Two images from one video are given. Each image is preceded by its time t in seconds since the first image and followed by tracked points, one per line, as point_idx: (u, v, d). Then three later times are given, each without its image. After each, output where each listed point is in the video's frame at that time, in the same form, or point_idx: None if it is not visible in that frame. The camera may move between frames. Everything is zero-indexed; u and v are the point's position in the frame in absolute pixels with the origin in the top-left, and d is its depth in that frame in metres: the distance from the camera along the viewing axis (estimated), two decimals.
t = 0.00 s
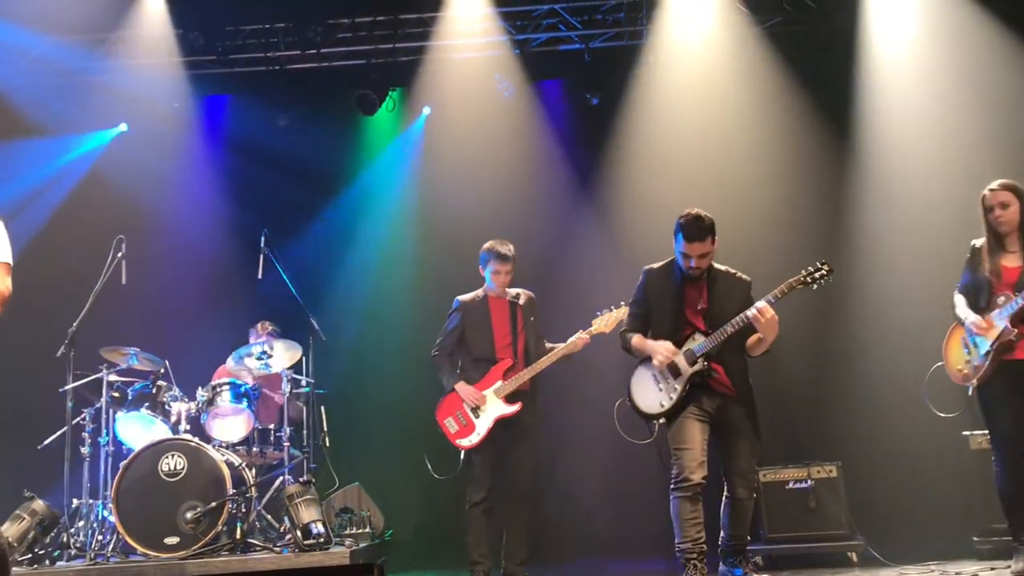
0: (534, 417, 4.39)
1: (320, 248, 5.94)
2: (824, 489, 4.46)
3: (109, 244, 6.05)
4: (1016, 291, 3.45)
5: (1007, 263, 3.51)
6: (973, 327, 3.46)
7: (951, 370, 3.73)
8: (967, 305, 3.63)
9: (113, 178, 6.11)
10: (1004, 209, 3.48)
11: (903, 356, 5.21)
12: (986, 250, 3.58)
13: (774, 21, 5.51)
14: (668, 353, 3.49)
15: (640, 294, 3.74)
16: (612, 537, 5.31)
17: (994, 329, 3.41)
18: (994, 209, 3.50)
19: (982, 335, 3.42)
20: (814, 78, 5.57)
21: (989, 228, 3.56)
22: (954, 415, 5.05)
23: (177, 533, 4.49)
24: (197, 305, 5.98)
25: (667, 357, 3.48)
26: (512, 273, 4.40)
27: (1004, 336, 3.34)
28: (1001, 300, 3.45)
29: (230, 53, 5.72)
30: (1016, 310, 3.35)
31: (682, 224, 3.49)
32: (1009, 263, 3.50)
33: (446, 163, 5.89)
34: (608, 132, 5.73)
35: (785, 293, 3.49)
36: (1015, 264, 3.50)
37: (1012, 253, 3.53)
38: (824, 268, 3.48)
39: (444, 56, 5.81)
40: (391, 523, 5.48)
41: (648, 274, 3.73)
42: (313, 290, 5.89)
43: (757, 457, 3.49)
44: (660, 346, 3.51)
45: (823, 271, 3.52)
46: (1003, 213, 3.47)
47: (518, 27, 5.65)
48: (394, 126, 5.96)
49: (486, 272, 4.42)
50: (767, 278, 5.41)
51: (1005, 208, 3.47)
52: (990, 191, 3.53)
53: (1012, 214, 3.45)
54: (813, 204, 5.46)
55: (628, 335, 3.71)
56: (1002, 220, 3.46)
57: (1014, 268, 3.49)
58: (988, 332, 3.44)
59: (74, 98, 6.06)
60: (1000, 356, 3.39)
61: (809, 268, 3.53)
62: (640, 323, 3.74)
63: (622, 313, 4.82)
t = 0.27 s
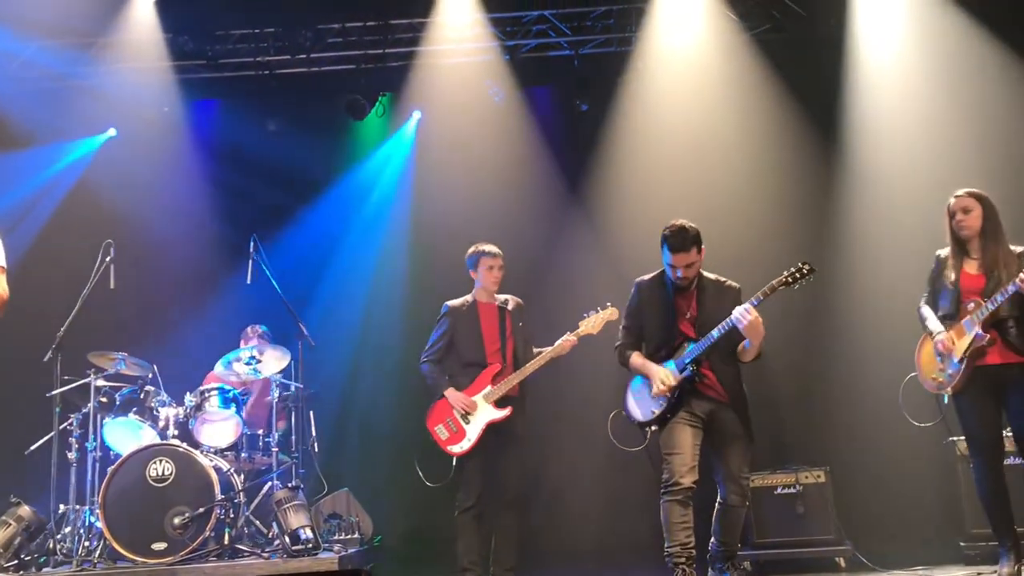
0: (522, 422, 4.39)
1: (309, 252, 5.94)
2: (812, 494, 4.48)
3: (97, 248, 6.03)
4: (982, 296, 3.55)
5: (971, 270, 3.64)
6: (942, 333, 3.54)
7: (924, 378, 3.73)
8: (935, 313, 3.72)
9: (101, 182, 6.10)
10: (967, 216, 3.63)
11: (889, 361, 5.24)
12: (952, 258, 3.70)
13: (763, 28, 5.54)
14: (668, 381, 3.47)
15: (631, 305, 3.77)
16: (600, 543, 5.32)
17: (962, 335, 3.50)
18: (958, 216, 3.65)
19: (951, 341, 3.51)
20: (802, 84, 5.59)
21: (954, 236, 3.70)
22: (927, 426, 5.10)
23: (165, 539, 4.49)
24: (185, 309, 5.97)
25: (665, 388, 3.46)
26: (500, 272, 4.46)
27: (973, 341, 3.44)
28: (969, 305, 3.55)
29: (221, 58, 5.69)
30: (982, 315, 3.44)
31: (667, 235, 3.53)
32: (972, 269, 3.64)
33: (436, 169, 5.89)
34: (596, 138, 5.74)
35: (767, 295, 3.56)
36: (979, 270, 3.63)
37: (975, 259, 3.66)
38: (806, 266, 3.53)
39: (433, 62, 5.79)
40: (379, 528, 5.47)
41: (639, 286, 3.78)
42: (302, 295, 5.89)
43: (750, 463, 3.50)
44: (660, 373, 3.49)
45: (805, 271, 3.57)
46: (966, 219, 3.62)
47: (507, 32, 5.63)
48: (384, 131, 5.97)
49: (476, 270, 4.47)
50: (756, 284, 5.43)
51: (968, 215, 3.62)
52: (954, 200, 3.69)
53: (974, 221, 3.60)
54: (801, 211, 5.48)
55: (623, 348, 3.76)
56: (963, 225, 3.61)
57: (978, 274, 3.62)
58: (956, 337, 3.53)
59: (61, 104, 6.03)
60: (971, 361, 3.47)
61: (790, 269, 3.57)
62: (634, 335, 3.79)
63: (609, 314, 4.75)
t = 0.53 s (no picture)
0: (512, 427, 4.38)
1: (299, 257, 5.93)
2: (801, 499, 4.49)
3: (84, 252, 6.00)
4: (963, 301, 3.55)
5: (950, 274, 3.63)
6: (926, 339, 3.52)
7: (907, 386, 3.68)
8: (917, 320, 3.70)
9: (90, 186, 6.07)
10: (941, 222, 3.63)
11: (878, 366, 5.26)
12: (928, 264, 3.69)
13: (752, 34, 5.56)
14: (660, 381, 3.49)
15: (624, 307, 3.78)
16: (590, 547, 5.32)
17: (946, 341, 3.50)
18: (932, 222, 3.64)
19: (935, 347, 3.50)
20: (791, 91, 5.61)
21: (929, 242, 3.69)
22: (913, 432, 5.10)
23: (153, 545, 4.47)
24: (174, 313, 5.94)
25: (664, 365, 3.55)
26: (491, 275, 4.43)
27: (959, 347, 3.43)
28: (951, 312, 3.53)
29: (209, 62, 5.68)
30: (965, 321, 3.46)
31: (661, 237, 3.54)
32: (949, 275, 3.63)
33: (426, 174, 5.88)
34: (586, 142, 5.75)
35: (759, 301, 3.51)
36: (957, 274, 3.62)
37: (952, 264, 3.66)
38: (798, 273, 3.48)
39: (423, 66, 5.80)
40: (368, 534, 5.45)
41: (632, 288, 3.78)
42: (292, 300, 5.88)
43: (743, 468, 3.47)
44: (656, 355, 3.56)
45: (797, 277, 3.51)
46: (941, 224, 3.62)
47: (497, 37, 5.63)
48: (374, 135, 5.97)
49: (466, 275, 4.45)
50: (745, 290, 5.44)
51: (942, 220, 3.62)
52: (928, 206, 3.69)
53: (949, 226, 3.60)
54: (790, 216, 5.50)
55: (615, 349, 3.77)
56: (941, 229, 3.61)
57: (956, 279, 3.61)
58: (939, 343, 3.53)
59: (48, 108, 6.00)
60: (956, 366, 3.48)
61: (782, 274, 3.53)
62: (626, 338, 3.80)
63: (599, 315, 4.71)
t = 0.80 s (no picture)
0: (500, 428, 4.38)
1: (287, 258, 5.91)
2: (789, 501, 4.50)
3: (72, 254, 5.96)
4: (951, 302, 3.57)
5: (938, 275, 3.65)
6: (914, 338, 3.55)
7: (892, 385, 3.72)
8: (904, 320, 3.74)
9: (77, 187, 6.04)
10: (930, 222, 3.64)
11: (865, 367, 5.28)
12: (917, 264, 3.72)
13: (742, 36, 5.55)
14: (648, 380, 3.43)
15: (607, 305, 3.74)
16: (578, 549, 5.32)
17: (933, 341, 3.54)
18: (921, 222, 3.66)
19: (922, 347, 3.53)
20: (779, 93, 5.63)
21: (919, 242, 3.71)
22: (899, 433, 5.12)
23: (140, 548, 4.45)
24: (161, 315, 5.92)
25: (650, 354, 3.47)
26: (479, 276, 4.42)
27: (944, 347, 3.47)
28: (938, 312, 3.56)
29: (198, 63, 5.65)
30: (952, 321, 3.50)
31: (649, 232, 3.49)
32: (938, 275, 3.65)
33: (415, 177, 5.88)
34: (576, 144, 5.75)
35: (746, 304, 3.50)
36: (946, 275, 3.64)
37: (941, 264, 3.67)
38: (787, 276, 3.47)
39: (413, 67, 5.79)
40: (356, 536, 5.44)
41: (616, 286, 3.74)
42: (280, 302, 5.86)
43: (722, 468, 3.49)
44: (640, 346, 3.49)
45: (785, 280, 3.51)
46: (929, 225, 3.63)
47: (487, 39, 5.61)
48: (364, 137, 5.96)
49: (455, 273, 4.44)
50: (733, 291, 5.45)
51: (931, 221, 3.63)
52: (918, 207, 3.70)
53: (938, 226, 3.61)
54: (779, 218, 5.52)
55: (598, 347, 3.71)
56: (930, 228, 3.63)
57: (944, 279, 3.63)
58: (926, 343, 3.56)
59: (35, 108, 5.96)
60: (942, 366, 3.52)
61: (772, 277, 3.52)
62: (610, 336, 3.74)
63: (587, 313, 4.67)
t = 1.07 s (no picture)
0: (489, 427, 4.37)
1: (275, 257, 5.89)
2: (777, 500, 4.50)
3: (58, 253, 5.93)
4: (948, 297, 3.45)
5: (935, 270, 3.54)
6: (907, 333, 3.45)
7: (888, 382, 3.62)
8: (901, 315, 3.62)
9: (63, 186, 5.99)
10: (929, 216, 3.55)
11: (853, 366, 5.29)
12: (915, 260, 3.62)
13: (730, 36, 5.58)
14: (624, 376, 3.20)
15: (580, 297, 3.47)
16: (566, 547, 5.33)
17: (928, 336, 3.42)
18: (920, 216, 3.56)
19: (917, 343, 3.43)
20: (768, 94, 5.64)
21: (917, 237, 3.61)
22: (891, 428, 5.14)
23: (126, 548, 4.44)
24: (149, 314, 5.89)
25: (625, 359, 3.25)
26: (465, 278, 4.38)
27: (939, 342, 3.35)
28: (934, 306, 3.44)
29: (185, 61, 5.65)
30: (948, 315, 3.37)
31: (625, 221, 3.25)
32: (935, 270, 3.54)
33: (404, 176, 5.86)
34: (565, 144, 5.76)
35: (725, 298, 3.19)
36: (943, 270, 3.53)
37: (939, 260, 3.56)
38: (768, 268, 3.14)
39: (403, 66, 5.79)
40: (345, 535, 5.43)
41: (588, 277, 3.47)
42: (267, 301, 5.83)
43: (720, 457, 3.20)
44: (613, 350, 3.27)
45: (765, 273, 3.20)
46: (928, 219, 3.53)
47: (477, 39, 5.63)
48: (352, 137, 5.94)
49: (439, 279, 4.38)
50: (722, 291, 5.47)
51: (930, 214, 3.53)
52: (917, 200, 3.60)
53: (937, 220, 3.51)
54: (767, 218, 5.53)
55: (570, 341, 3.44)
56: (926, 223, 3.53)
57: (942, 274, 3.52)
58: (921, 339, 3.44)
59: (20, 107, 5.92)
60: (937, 363, 3.42)
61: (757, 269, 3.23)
62: (582, 330, 3.47)
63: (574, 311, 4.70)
